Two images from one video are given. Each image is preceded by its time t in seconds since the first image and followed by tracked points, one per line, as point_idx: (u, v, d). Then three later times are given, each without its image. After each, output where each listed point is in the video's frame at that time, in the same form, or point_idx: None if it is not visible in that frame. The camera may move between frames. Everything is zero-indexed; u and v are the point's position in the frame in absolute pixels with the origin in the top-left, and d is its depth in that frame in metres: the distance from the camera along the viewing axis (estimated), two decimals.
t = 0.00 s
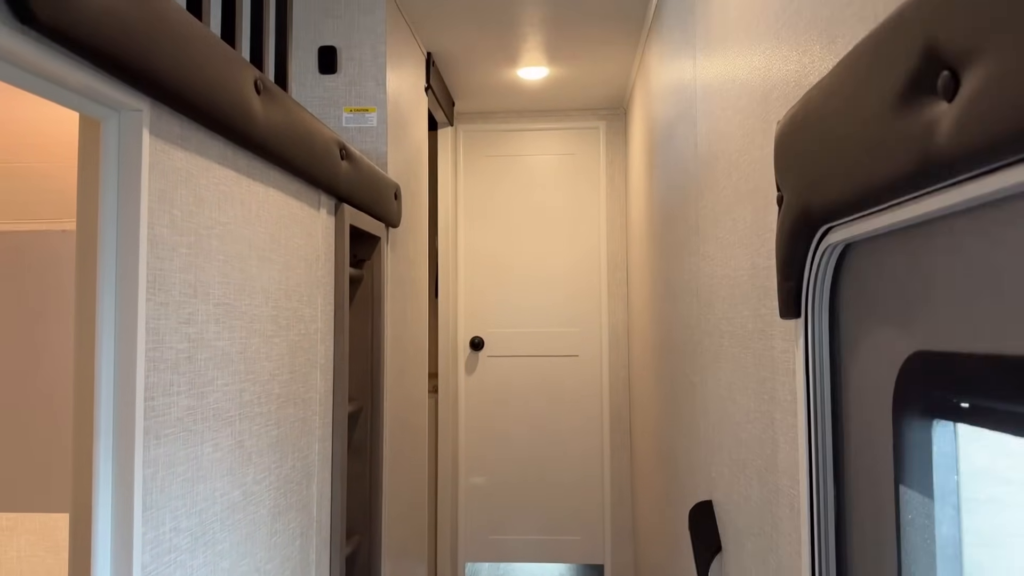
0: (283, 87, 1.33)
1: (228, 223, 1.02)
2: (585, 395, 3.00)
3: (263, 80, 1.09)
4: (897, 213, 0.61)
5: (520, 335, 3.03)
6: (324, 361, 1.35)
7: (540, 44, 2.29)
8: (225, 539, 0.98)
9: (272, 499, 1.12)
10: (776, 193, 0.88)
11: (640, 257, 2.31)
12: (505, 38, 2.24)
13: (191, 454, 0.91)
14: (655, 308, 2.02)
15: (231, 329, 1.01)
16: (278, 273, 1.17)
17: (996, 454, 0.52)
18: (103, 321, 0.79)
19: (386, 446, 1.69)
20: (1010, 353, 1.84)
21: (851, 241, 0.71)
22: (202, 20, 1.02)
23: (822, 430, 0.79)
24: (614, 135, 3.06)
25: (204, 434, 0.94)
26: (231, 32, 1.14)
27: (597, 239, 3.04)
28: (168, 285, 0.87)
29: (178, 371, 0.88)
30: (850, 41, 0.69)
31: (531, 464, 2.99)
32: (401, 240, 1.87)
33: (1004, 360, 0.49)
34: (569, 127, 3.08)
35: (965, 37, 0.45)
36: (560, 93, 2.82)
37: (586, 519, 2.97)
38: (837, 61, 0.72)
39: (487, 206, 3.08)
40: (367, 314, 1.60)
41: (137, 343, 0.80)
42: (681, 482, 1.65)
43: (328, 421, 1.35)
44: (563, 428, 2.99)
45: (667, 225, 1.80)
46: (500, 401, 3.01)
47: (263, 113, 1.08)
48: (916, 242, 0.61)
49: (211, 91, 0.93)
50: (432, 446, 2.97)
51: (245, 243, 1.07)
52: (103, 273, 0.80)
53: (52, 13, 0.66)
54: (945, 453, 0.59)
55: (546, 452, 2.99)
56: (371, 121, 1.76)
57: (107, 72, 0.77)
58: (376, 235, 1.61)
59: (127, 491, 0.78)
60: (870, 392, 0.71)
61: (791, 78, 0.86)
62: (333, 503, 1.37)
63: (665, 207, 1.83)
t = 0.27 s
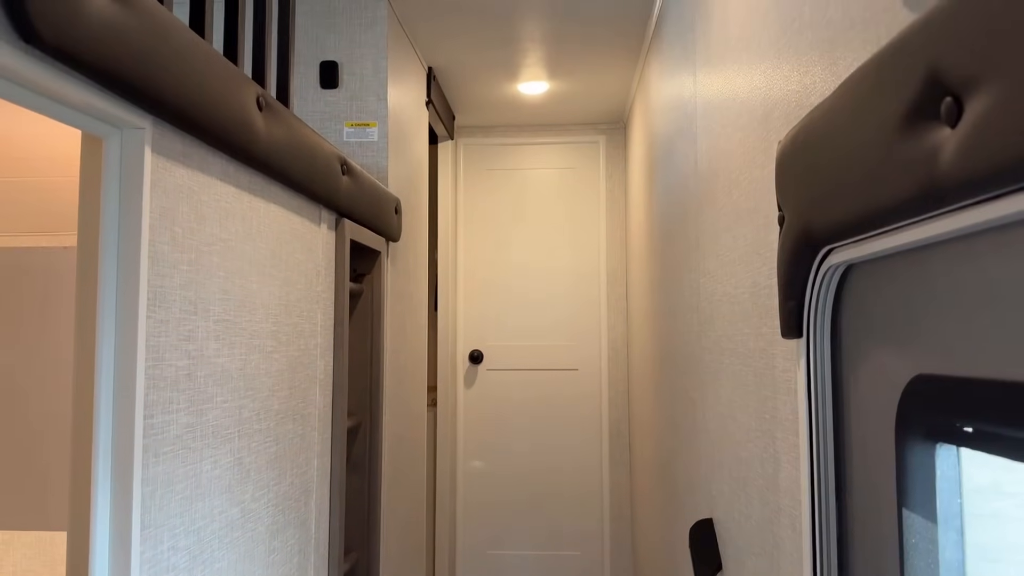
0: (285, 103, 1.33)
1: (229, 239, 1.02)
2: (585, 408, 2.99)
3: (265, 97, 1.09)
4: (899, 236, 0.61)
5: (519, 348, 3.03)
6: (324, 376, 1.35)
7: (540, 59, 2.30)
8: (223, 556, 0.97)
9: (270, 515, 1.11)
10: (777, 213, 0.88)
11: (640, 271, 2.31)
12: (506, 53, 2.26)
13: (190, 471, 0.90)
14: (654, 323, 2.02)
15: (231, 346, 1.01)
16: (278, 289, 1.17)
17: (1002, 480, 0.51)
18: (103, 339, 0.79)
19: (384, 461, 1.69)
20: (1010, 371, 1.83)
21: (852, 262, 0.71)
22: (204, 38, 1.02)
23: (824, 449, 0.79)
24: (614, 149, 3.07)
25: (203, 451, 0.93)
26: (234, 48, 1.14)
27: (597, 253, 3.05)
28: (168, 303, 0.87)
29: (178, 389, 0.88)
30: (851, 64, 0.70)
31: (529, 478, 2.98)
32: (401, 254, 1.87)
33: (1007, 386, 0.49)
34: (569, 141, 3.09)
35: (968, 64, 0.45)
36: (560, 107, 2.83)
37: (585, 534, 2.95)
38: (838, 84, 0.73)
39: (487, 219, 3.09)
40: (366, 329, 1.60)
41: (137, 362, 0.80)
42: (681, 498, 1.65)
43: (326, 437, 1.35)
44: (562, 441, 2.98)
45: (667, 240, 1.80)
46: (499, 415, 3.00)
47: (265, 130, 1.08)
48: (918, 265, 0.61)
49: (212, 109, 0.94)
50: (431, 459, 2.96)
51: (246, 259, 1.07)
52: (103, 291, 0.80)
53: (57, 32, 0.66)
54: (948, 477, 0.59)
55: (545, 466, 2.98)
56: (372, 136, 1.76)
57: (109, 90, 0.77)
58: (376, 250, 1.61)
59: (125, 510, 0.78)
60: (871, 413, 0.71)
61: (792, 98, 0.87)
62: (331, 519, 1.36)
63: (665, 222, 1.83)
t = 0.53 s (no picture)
0: (288, 113, 1.34)
1: (231, 250, 1.02)
2: (584, 419, 2.99)
3: (268, 107, 1.09)
4: (905, 251, 0.61)
5: (518, 358, 3.02)
6: (324, 387, 1.34)
7: (541, 70, 2.31)
8: (223, 569, 0.97)
9: (270, 527, 1.11)
10: (781, 226, 0.88)
11: (640, 282, 2.31)
12: (507, 64, 2.26)
13: (191, 483, 0.90)
14: (654, 334, 2.01)
15: (232, 356, 1.00)
16: (280, 299, 1.17)
17: (1010, 496, 0.51)
18: (105, 350, 0.79)
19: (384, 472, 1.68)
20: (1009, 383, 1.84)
21: (856, 277, 0.72)
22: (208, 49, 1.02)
23: (828, 463, 0.79)
24: (614, 160, 3.08)
25: (203, 463, 0.93)
26: (238, 58, 1.15)
27: (597, 263, 3.05)
28: (170, 313, 0.86)
29: (179, 401, 0.87)
30: (856, 79, 0.70)
31: (528, 489, 2.96)
32: (402, 264, 1.87)
33: (1015, 403, 0.49)
34: (569, 152, 3.10)
35: (977, 83, 0.46)
36: (561, 118, 2.84)
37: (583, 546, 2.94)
38: (842, 99, 0.73)
39: (486, 228, 3.09)
40: (366, 339, 1.60)
41: (138, 373, 0.79)
42: (681, 511, 1.64)
43: (326, 448, 1.34)
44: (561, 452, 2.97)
45: (668, 252, 1.80)
46: (498, 425, 3.00)
47: (268, 140, 1.08)
48: (924, 280, 0.61)
49: (216, 119, 0.94)
50: (429, 469, 2.95)
51: (248, 270, 1.07)
52: (106, 302, 0.80)
53: (63, 43, 0.66)
54: (955, 493, 0.58)
55: (544, 477, 2.97)
56: (374, 146, 1.77)
57: (115, 101, 0.77)
58: (377, 260, 1.61)
59: (125, 523, 0.77)
60: (876, 427, 0.71)
61: (795, 111, 0.87)
62: (330, 531, 1.35)
63: (666, 233, 1.84)
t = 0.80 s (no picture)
0: (288, 125, 1.34)
1: (230, 261, 1.02)
2: (582, 429, 2.98)
3: (269, 120, 1.10)
4: (904, 269, 0.62)
5: (516, 367, 3.02)
6: (322, 398, 1.34)
7: (540, 81, 2.32)
8: None
9: (267, 540, 1.10)
10: (780, 242, 0.88)
11: (638, 293, 2.31)
12: (506, 75, 2.27)
13: (188, 496, 0.89)
14: (652, 346, 2.02)
15: (230, 368, 1.00)
16: (279, 310, 1.17)
17: (1009, 517, 0.51)
18: (103, 362, 0.78)
19: (381, 484, 1.67)
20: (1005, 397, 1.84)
21: (855, 293, 0.72)
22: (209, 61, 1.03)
23: (827, 479, 0.79)
24: (613, 171, 3.09)
25: (201, 476, 0.92)
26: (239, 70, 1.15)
27: (595, 273, 3.05)
28: (169, 326, 0.86)
29: (177, 413, 0.87)
30: (855, 97, 0.70)
31: (525, 499, 2.96)
32: (400, 275, 1.87)
33: (1015, 423, 0.49)
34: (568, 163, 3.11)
35: (977, 104, 0.46)
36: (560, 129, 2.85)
37: (581, 557, 2.93)
38: (842, 116, 0.73)
39: (485, 238, 3.09)
40: (365, 350, 1.60)
41: (137, 387, 0.79)
42: (679, 524, 1.63)
43: (324, 460, 1.34)
44: (559, 463, 2.97)
45: (666, 264, 1.81)
46: (495, 435, 2.99)
47: (268, 152, 1.09)
48: (923, 298, 0.62)
49: (217, 132, 0.94)
50: (427, 479, 2.94)
51: (247, 282, 1.07)
52: (105, 314, 0.79)
53: (65, 57, 0.66)
54: (955, 511, 0.58)
55: (542, 487, 2.96)
56: (373, 156, 1.77)
57: (116, 114, 0.77)
58: (376, 270, 1.61)
59: (122, 537, 0.77)
60: (875, 444, 0.71)
61: (795, 127, 0.87)
62: (326, 544, 1.34)
63: (664, 245, 1.84)
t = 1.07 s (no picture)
0: (290, 135, 1.34)
1: (233, 273, 1.02)
2: (581, 440, 2.98)
3: (273, 131, 1.10)
4: (909, 285, 0.62)
5: (516, 377, 3.02)
6: (323, 409, 1.34)
7: (541, 91, 2.33)
8: None
9: (268, 551, 1.10)
10: (783, 255, 0.88)
11: (638, 303, 2.31)
12: (507, 86, 2.28)
13: (190, 508, 0.89)
14: (653, 356, 2.02)
15: (233, 380, 1.00)
16: (281, 321, 1.17)
17: (1016, 534, 0.51)
18: (107, 374, 0.78)
19: (382, 496, 1.67)
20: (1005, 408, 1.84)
21: (859, 308, 0.72)
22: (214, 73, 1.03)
23: (831, 493, 0.79)
24: (612, 181, 3.10)
25: (203, 488, 0.92)
26: (243, 81, 1.15)
27: (595, 283, 3.06)
28: (173, 338, 0.86)
29: (180, 425, 0.87)
30: (860, 112, 0.71)
31: (525, 510, 2.95)
32: (401, 285, 1.87)
33: (1021, 440, 0.49)
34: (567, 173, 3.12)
35: (984, 123, 0.46)
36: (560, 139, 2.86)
37: (580, 568, 2.92)
38: (846, 131, 0.74)
39: (485, 247, 3.10)
40: (366, 360, 1.59)
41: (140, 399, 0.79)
42: (681, 536, 1.63)
43: (325, 472, 1.33)
44: (559, 473, 2.96)
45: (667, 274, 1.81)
46: (495, 445, 2.98)
47: (271, 163, 1.09)
48: (927, 313, 0.62)
49: (221, 143, 0.94)
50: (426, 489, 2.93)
51: (250, 293, 1.07)
52: (109, 326, 0.79)
53: (72, 71, 0.67)
54: (959, 527, 0.58)
55: (541, 498, 2.95)
56: (374, 166, 1.77)
57: (121, 126, 0.77)
58: (377, 281, 1.62)
59: (124, 551, 0.76)
60: (880, 458, 0.71)
61: (798, 140, 0.88)
62: (327, 556, 1.34)
63: (665, 256, 1.84)
